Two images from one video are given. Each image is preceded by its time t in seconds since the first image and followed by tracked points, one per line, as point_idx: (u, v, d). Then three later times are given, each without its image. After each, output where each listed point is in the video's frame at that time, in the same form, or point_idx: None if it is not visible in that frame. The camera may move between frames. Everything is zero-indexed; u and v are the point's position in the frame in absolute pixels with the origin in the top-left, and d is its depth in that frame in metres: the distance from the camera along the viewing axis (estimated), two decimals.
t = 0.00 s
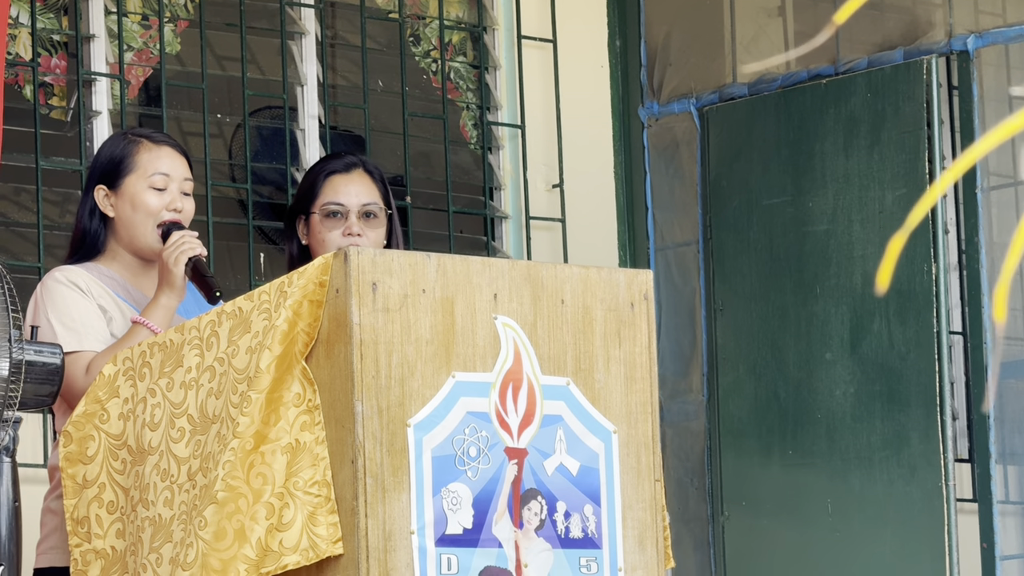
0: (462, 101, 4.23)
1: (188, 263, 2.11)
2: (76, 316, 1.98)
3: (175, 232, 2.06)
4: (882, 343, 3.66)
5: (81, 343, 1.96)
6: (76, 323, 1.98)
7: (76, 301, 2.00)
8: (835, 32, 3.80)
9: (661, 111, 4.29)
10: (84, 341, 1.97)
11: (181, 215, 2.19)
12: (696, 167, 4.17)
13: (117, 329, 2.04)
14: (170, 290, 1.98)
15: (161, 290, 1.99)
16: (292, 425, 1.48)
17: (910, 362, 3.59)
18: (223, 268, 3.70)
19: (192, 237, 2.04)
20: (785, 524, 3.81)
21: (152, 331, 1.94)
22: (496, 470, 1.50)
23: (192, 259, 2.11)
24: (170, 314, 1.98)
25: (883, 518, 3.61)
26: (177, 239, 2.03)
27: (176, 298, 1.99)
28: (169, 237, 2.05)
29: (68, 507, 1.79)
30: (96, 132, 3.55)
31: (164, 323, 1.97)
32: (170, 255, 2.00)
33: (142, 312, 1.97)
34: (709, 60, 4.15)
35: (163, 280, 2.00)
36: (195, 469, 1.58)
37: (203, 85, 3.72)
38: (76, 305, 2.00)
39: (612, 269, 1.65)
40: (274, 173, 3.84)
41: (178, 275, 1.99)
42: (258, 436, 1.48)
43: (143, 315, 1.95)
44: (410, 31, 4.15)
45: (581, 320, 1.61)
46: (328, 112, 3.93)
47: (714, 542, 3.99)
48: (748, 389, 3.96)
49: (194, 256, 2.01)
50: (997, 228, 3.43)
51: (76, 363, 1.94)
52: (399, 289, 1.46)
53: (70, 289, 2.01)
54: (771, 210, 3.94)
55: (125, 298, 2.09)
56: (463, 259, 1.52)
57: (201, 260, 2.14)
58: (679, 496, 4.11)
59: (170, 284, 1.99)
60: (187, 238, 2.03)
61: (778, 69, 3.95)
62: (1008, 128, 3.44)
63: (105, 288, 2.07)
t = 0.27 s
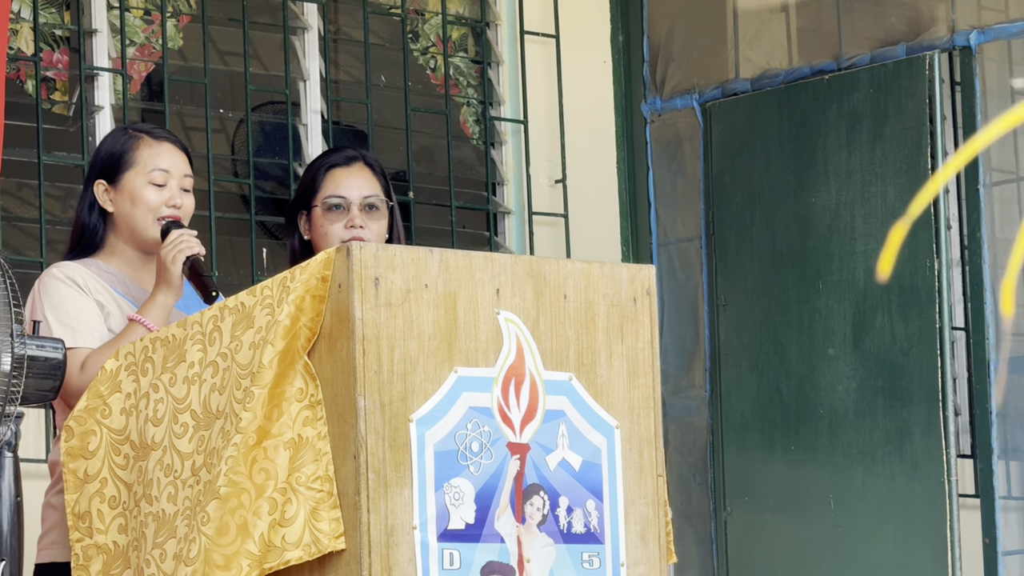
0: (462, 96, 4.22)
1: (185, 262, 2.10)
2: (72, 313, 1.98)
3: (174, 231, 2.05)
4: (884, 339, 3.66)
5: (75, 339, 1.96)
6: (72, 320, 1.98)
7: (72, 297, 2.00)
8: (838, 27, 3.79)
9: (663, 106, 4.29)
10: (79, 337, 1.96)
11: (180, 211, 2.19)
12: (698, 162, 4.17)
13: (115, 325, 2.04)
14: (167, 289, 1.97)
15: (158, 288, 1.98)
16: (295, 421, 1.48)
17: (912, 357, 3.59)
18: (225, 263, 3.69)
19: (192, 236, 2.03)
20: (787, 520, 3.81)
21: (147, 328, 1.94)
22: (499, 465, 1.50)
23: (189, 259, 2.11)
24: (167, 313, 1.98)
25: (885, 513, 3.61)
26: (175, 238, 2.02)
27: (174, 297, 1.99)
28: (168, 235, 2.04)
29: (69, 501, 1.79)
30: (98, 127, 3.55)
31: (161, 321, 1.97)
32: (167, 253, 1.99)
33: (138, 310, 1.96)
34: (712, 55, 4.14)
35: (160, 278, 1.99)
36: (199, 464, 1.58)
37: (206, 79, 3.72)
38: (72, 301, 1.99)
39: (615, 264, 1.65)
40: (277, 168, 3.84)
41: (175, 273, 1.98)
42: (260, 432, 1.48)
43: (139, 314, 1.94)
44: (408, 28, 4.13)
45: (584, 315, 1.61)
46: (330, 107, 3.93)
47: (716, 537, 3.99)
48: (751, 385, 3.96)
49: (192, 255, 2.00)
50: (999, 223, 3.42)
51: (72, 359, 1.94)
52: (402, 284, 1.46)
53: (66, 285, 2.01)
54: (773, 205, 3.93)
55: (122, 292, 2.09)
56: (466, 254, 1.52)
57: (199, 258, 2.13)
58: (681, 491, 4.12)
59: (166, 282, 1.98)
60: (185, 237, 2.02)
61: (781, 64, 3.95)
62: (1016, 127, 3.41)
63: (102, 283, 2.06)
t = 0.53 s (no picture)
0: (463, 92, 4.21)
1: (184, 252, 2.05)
2: (74, 307, 1.98)
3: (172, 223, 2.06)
4: (889, 334, 3.66)
5: (78, 334, 1.96)
6: (75, 314, 1.98)
7: (75, 292, 2.00)
8: (843, 22, 3.80)
9: (669, 101, 4.28)
10: (82, 331, 1.97)
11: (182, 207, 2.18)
12: (703, 157, 4.16)
13: (117, 319, 2.04)
14: (167, 280, 1.97)
15: (158, 280, 1.98)
16: (299, 416, 1.48)
17: (917, 352, 3.59)
18: (230, 258, 3.69)
19: (190, 228, 2.04)
20: (791, 515, 3.81)
21: (148, 321, 1.94)
22: (502, 460, 1.50)
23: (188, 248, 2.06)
24: (167, 305, 1.98)
25: (890, 508, 3.61)
26: (173, 231, 2.03)
27: (173, 289, 1.99)
28: (166, 228, 2.05)
29: (73, 497, 1.79)
30: (103, 120, 3.54)
31: (161, 313, 1.97)
32: (166, 246, 2.00)
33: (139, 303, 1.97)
34: (716, 50, 4.14)
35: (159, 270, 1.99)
36: (205, 460, 1.58)
37: (210, 75, 3.72)
38: (75, 296, 2.00)
39: (619, 259, 1.65)
40: (282, 163, 3.84)
41: (174, 265, 1.98)
42: (265, 427, 1.48)
43: (139, 305, 1.94)
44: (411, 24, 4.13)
45: (588, 310, 1.61)
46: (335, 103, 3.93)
47: (720, 532, 3.99)
48: (756, 380, 3.95)
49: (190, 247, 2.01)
50: (1005, 219, 3.45)
51: (75, 353, 1.93)
52: (406, 279, 1.46)
53: (69, 279, 2.01)
54: (778, 200, 3.93)
55: (125, 288, 2.10)
56: (470, 249, 1.52)
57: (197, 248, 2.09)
58: (686, 486, 4.09)
59: (166, 274, 1.98)
60: (184, 229, 2.03)
61: (786, 59, 3.95)
62: None
63: (105, 278, 2.07)
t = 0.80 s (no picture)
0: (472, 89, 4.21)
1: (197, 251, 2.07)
2: (86, 302, 1.99)
3: (185, 219, 2.06)
4: (901, 329, 3.65)
5: (91, 330, 1.97)
6: (87, 309, 1.98)
7: (88, 288, 2.00)
8: (855, 18, 3.78)
9: (681, 96, 4.26)
10: (94, 327, 1.97)
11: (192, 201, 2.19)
12: (715, 152, 4.15)
13: (129, 315, 2.04)
14: (180, 277, 1.98)
15: (171, 276, 1.98)
16: (312, 411, 1.48)
17: (930, 347, 3.59)
18: (242, 254, 3.70)
19: (203, 223, 2.04)
20: (804, 510, 3.80)
21: (162, 317, 1.94)
22: (515, 455, 1.50)
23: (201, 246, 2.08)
24: (180, 301, 1.98)
25: (903, 503, 3.60)
26: (187, 226, 2.03)
27: (186, 285, 1.99)
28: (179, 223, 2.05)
29: (90, 493, 1.79)
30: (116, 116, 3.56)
31: (174, 308, 1.97)
32: (179, 242, 2.00)
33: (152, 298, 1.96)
34: (729, 45, 4.13)
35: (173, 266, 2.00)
36: (220, 455, 1.59)
37: (222, 70, 3.72)
38: (88, 292, 2.00)
39: (632, 254, 1.64)
40: (294, 159, 3.84)
41: (187, 261, 1.99)
42: (278, 422, 1.48)
43: (152, 301, 1.94)
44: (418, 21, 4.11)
45: (600, 305, 1.61)
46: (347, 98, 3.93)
47: (733, 527, 3.98)
48: (768, 375, 3.95)
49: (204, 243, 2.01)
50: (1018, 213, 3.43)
51: (88, 349, 1.94)
52: (418, 274, 1.46)
53: (82, 275, 2.01)
54: (790, 195, 3.92)
55: (139, 284, 2.09)
56: (483, 244, 1.51)
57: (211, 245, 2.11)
58: (698, 482, 4.10)
59: (179, 270, 1.99)
60: (197, 225, 2.03)
61: (798, 54, 3.93)
62: None
63: (119, 275, 2.07)
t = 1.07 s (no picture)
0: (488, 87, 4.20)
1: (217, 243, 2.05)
2: (109, 298, 1.99)
3: (204, 211, 2.04)
4: (921, 325, 3.64)
5: (114, 325, 1.97)
6: (111, 305, 1.99)
7: (111, 283, 2.01)
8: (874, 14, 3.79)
9: (700, 93, 4.27)
10: (118, 322, 1.98)
11: (196, 184, 2.20)
12: (735, 149, 4.15)
13: (151, 311, 2.05)
14: (199, 270, 1.98)
15: (191, 269, 1.99)
16: (333, 408, 1.49)
17: (949, 344, 3.57)
18: (262, 250, 3.71)
19: (221, 216, 2.02)
20: (823, 507, 3.79)
21: (182, 311, 1.94)
22: (536, 451, 1.50)
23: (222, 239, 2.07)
24: (200, 294, 1.99)
25: (923, 500, 3.58)
26: (206, 218, 2.00)
27: (206, 278, 1.99)
28: (198, 216, 2.02)
29: (115, 490, 1.81)
30: (135, 113, 3.57)
31: (194, 303, 1.98)
32: (199, 236, 1.98)
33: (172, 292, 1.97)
34: (748, 42, 4.12)
35: (192, 259, 1.99)
36: (242, 452, 1.59)
37: (242, 67, 3.74)
38: (111, 287, 2.00)
39: (652, 251, 1.64)
40: (313, 155, 3.85)
41: (207, 254, 1.98)
42: (299, 419, 1.49)
43: (174, 296, 1.95)
44: (436, 18, 4.11)
45: (620, 302, 1.61)
46: (366, 94, 3.94)
47: (753, 524, 3.97)
48: (787, 372, 3.94)
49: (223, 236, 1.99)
50: None
51: (110, 344, 1.94)
52: (439, 271, 1.46)
53: (104, 270, 2.02)
54: (810, 192, 3.91)
55: (159, 281, 2.10)
56: (504, 241, 1.51)
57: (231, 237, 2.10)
58: (717, 479, 4.09)
59: (199, 263, 1.98)
60: (216, 218, 2.01)
61: (817, 50, 3.93)
62: None
63: (140, 271, 2.07)
